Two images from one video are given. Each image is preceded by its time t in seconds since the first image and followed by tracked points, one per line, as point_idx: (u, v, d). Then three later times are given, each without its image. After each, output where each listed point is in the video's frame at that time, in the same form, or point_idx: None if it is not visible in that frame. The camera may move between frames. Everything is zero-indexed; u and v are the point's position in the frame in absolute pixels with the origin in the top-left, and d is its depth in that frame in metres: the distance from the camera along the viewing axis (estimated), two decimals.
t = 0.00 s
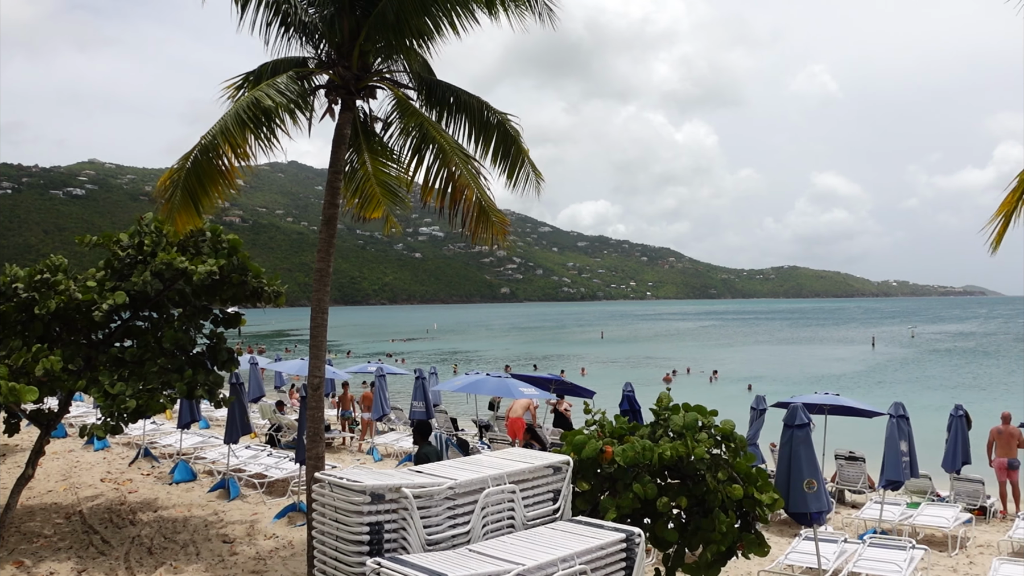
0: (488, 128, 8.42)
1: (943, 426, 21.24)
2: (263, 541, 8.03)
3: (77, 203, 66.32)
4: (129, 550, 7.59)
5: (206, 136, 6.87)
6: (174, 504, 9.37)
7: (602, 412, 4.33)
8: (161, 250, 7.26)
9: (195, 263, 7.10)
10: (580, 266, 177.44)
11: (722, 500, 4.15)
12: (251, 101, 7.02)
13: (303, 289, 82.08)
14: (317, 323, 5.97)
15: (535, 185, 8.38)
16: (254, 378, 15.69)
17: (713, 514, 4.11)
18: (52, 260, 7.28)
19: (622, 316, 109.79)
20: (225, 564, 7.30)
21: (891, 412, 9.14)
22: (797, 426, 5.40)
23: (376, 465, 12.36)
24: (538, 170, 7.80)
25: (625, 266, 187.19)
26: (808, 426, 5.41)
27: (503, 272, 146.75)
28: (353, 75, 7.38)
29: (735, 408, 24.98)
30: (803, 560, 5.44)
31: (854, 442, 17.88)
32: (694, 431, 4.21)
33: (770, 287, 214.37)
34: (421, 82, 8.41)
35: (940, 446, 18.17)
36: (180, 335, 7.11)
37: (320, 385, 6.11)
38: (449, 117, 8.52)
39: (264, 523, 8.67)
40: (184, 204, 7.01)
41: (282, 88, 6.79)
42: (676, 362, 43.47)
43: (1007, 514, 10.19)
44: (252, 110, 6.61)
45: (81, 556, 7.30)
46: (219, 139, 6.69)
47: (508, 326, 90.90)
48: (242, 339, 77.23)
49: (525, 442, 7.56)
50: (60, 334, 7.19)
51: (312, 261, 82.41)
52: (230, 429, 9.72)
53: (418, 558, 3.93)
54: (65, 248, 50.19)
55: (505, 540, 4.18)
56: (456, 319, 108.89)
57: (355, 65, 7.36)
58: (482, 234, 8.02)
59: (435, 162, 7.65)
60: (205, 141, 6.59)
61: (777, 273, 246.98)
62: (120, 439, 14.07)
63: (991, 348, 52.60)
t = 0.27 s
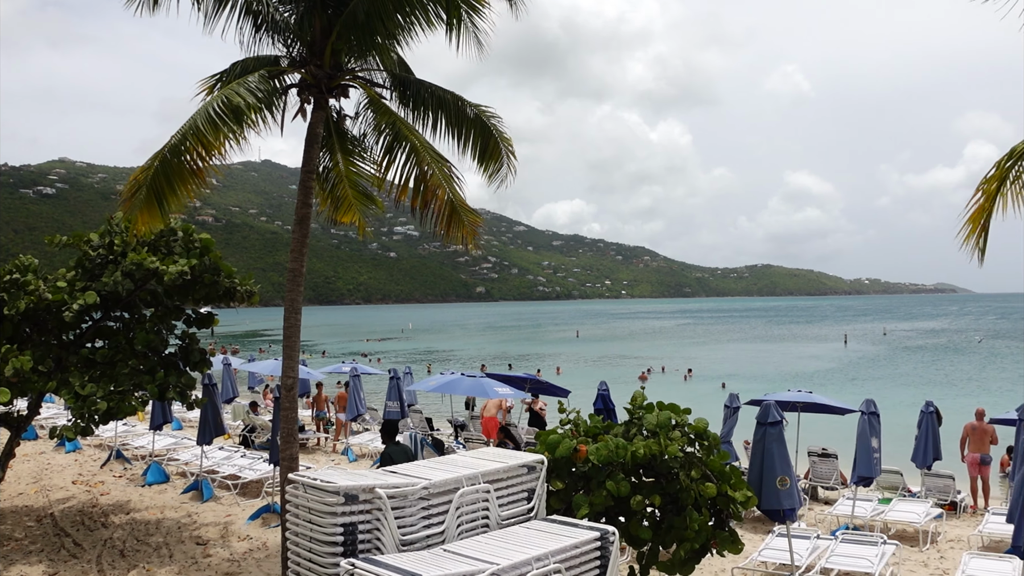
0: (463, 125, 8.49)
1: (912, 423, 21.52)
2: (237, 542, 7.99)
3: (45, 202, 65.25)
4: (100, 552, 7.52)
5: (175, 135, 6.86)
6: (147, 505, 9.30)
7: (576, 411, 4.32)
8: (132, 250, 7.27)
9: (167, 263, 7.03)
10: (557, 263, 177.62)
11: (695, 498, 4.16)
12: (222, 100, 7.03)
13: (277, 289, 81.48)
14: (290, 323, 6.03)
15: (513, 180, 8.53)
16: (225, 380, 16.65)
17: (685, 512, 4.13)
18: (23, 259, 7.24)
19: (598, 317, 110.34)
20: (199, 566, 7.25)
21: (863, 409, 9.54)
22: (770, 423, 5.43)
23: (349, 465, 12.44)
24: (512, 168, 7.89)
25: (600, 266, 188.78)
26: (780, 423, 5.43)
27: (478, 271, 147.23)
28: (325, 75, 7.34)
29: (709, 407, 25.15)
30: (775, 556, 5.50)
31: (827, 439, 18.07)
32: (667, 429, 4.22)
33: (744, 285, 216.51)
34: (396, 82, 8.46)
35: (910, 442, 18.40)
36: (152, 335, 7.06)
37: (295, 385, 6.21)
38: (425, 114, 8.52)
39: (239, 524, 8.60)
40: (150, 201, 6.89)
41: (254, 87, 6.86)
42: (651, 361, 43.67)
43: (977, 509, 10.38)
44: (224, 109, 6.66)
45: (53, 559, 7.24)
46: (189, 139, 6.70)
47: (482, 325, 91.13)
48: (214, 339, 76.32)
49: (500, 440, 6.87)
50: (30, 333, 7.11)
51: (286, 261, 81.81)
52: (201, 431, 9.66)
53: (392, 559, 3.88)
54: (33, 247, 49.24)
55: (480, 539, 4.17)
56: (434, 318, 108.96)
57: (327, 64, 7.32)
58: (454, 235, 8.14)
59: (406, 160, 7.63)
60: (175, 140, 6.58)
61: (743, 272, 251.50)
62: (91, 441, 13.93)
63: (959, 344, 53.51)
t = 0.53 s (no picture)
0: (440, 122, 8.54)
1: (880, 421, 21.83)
2: (210, 546, 7.93)
3: (11, 203, 64.23)
4: (71, 557, 7.44)
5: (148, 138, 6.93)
6: (119, 510, 9.23)
7: (549, 412, 4.33)
8: (102, 252, 7.21)
9: (138, 264, 6.96)
10: (529, 266, 179.45)
11: (667, 498, 4.18)
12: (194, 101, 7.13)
13: (249, 291, 80.90)
14: (262, 324, 6.35)
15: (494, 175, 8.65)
16: (200, 381, 16.37)
17: (659, 512, 4.14)
18: None
19: (572, 318, 111.00)
20: (171, 570, 7.21)
21: (834, 408, 9.68)
22: (742, 423, 5.46)
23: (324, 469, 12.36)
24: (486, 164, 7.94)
25: (574, 267, 190.37)
26: (752, 423, 5.47)
27: (451, 272, 147.58)
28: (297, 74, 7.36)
29: (682, 406, 25.35)
30: (748, 555, 5.52)
31: (799, 438, 18.27)
32: (640, 430, 4.24)
33: (717, 284, 218.68)
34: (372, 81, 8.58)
35: (881, 440, 18.63)
36: (123, 338, 6.96)
37: (267, 388, 6.55)
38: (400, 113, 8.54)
39: (211, 528, 8.54)
40: (128, 205, 6.94)
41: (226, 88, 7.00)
42: (625, 361, 43.91)
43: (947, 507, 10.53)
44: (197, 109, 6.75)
45: (22, 565, 7.15)
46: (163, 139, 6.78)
47: (455, 326, 91.34)
48: (185, 342, 75.53)
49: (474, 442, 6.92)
50: None
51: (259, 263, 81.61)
52: (173, 434, 9.58)
53: (364, 561, 3.84)
54: None
55: (454, 541, 4.16)
56: (409, 319, 108.98)
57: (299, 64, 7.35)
58: (431, 233, 8.23)
59: (380, 159, 7.67)
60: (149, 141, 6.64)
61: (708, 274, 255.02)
62: (61, 445, 13.79)
63: (927, 343, 54.32)
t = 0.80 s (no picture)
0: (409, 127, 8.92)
1: (846, 420, 22.11)
2: (179, 552, 7.89)
3: None
4: (38, 564, 7.36)
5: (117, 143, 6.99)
6: (86, 515, 9.15)
7: (519, 414, 4.35)
8: (69, 254, 7.13)
9: (105, 267, 6.91)
10: (499, 269, 179.50)
11: (638, 498, 4.19)
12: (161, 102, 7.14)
13: (218, 294, 80.11)
14: (231, 327, 6.59)
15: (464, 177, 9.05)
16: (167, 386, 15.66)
17: (628, 513, 4.15)
18: None
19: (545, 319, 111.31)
20: None
21: (801, 407, 9.73)
22: (711, 423, 5.54)
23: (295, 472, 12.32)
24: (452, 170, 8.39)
25: (544, 269, 191.64)
26: (721, 423, 5.55)
27: (423, 275, 147.17)
28: (267, 76, 7.58)
29: (653, 407, 25.48)
30: (717, 554, 5.62)
31: (768, 437, 18.44)
32: (610, 431, 4.24)
33: (689, 284, 220.07)
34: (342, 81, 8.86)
35: (848, 439, 18.83)
36: (89, 341, 6.89)
37: (236, 392, 6.71)
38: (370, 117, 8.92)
39: (179, 533, 8.49)
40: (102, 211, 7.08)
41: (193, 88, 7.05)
42: (597, 363, 44.00)
43: (913, 504, 10.69)
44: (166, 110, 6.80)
45: None
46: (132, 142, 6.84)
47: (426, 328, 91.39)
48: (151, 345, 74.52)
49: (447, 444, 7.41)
50: None
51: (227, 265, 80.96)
52: (140, 438, 9.56)
53: (334, 566, 3.79)
54: None
55: (424, 545, 4.14)
56: (381, 322, 108.75)
57: (269, 65, 7.57)
58: (395, 236, 8.66)
59: (348, 164, 8.06)
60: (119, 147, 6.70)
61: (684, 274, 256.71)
62: (26, 451, 13.64)
63: (892, 343, 55.11)
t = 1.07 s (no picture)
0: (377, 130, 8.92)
1: (807, 421, 22.43)
2: (143, 559, 7.80)
3: None
4: None
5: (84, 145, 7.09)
6: (49, 523, 9.05)
7: (486, 417, 4.35)
8: (29, 258, 7.05)
9: (69, 271, 6.84)
10: (468, 271, 179.22)
11: (605, 501, 4.18)
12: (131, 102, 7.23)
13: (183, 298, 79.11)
14: (196, 332, 6.66)
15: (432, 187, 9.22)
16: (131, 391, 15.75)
17: (596, 515, 4.15)
18: None
19: (514, 322, 111.88)
20: None
21: (767, 408, 9.78)
22: (677, 425, 5.56)
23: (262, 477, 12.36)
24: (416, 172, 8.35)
25: (512, 273, 192.76)
26: (687, 425, 5.58)
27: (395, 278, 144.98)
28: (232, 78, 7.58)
29: (619, 409, 25.64)
30: (684, 555, 5.68)
31: (733, 438, 18.63)
32: (578, 433, 4.24)
33: (660, 288, 221.75)
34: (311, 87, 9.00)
35: (812, 440, 19.06)
36: (53, 346, 6.82)
37: (201, 397, 6.70)
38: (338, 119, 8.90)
39: (143, 540, 8.42)
40: (67, 213, 7.15)
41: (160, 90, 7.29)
42: (565, 366, 44.15)
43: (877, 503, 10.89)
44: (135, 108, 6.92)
45: None
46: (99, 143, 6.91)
47: (394, 332, 91.30)
48: (114, 352, 73.41)
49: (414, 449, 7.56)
50: None
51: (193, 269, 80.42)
52: (104, 445, 9.57)
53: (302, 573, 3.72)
54: None
55: (391, 549, 4.11)
56: (351, 325, 108.40)
57: (233, 67, 7.57)
58: (357, 240, 8.64)
59: (310, 163, 8.06)
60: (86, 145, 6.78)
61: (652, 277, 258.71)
62: None
63: (855, 345, 55.94)
